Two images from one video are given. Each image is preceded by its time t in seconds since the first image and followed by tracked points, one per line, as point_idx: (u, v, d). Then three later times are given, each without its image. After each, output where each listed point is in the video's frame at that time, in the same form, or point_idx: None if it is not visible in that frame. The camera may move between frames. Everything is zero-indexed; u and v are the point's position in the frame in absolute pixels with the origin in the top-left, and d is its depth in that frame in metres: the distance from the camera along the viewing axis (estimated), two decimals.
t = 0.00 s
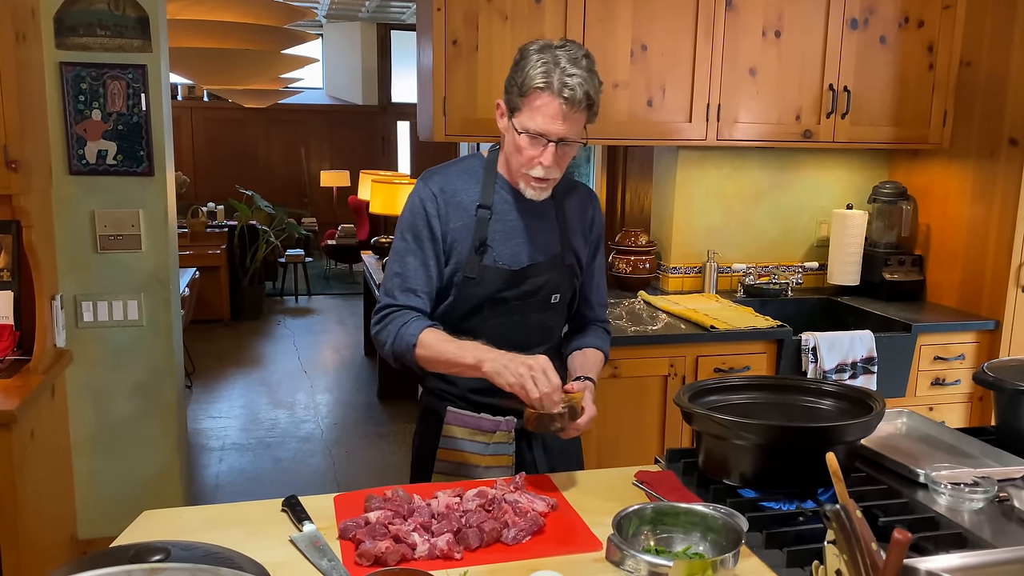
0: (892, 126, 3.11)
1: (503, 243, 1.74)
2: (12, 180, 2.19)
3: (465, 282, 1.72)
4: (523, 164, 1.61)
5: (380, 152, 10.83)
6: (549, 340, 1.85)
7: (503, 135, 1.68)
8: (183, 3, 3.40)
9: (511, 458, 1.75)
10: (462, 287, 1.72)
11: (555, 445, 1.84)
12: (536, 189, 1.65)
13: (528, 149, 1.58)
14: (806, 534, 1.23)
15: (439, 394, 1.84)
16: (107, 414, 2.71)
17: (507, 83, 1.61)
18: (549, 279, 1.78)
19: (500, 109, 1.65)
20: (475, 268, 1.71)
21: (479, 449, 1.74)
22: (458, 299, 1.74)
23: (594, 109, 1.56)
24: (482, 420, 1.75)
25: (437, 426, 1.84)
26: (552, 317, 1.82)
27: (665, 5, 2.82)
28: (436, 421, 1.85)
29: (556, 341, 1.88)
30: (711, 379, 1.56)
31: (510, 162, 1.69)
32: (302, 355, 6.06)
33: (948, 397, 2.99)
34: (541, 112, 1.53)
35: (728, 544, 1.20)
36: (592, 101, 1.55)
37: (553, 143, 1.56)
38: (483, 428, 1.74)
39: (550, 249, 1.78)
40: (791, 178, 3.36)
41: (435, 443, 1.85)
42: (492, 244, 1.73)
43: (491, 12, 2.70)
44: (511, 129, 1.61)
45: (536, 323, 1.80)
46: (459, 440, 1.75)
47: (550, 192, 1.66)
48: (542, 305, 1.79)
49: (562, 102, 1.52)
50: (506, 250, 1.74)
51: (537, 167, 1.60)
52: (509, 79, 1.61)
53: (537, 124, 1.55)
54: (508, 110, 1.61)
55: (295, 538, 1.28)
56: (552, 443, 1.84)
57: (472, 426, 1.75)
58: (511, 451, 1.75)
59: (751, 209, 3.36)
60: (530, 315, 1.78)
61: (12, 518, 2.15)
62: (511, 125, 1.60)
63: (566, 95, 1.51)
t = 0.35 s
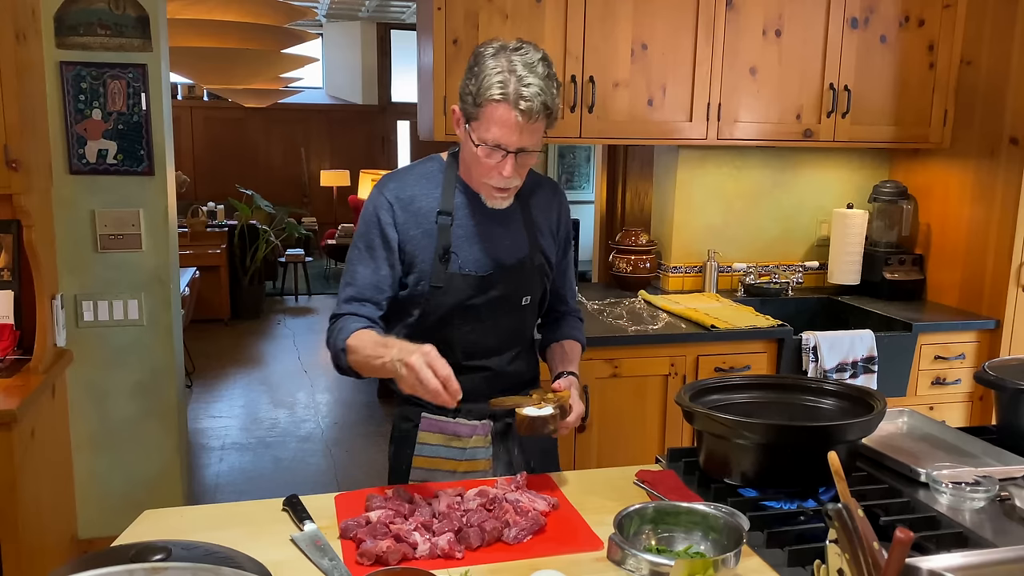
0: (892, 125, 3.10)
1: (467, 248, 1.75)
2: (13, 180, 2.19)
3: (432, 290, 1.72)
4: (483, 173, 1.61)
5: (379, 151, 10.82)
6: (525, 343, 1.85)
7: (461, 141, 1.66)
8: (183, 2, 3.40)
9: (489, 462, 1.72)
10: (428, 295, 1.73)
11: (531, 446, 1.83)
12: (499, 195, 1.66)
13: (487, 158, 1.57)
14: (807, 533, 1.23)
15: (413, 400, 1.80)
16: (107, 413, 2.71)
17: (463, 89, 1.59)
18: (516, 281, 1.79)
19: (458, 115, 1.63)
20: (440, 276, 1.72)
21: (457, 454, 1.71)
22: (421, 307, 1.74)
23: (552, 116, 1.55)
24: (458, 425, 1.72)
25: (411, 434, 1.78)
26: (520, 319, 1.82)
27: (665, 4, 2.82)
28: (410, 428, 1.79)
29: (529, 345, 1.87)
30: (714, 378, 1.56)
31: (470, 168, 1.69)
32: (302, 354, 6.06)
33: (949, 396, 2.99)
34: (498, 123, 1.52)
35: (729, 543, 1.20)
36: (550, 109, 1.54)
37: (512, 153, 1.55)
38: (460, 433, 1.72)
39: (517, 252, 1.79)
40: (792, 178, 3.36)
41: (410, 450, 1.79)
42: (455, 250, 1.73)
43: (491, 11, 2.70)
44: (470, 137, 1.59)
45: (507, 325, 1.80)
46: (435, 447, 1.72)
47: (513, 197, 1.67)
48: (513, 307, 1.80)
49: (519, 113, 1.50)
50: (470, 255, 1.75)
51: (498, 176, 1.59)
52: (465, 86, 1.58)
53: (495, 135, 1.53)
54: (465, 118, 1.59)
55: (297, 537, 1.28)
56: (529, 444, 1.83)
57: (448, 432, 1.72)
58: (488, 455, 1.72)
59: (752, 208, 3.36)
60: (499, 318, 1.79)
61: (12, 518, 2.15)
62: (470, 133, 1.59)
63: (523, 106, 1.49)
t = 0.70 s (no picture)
0: (892, 124, 3.10)
1: (449, 249, 1.75)
2: (13, 179, 2.19)
3: (413, 292, 1.72)
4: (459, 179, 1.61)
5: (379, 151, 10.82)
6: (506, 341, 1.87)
7: (436, 146, 1.66)
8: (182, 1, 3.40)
9: (466, 465, 1.78)
10: (410, 298, 1.73)
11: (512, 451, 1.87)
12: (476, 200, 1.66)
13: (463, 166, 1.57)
14: (808, 533, 1.23)
15: (389, 404, 1.81)
16: (106, 413, 2.71)
17: (437, 95, 1.58)
18: (496, 281, 1.80)
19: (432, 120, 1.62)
20: (421, 279, 1.72)
21: (434, 457, 1.76)
22: (407, 311, 1.74)
23: (527, 122, 1.54)
24: (435, 429, 1.76)
25: (389, 438, 1.79)
26: (503, 318, 1.84)
27: (666, 3, 2.82)
28: (387, 432, 1.79)
29: (511, 343, 1.89)
30: (714, 377, 1.56)
31: (447, 171, 1.69)
32: (302, 354, 6.07)
33: (949, 396, 2.99)
34: (472, 131, 1.51)
35: (729, 543, 1.20)
36: (525, 116, 1.53)
37: (487, 161, 1.55)
38: (437, 437, 1.76)
39: (497, 253, 1.80)
40: (792, 177, 3.36)
41: (386, 455, 1.78)
42: (436, 252, 1.73)
43: (491, 11, 2.70)
44: (445, 144, 1.59)
45: (487, 324, 1.82)
46: (411, 450, 1.76)
47: (490, 201, 1.67)
48: (493, 307, 1.81)
49: (493, 122, 1.50)
50: (452, 257, 1.75)
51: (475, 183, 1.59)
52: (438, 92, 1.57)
53: (470, 143, 1.53)
54: (439, 124, 1.59)
55: (297, 536, 1.28)
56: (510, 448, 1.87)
57: (425, 435, 1.76)
58: (466, 459, 1.78)
59: (752, 208, 3.36)
60: (481, 317, 1.80)
61: (12, 518, 2.15)
62: (445, 139, 1.58)
63: (496, 115, 1.49)
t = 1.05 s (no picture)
0: (892, 124, 3.10)
1: (449, 250, 1.75)
2: (12, 179, 2.19)
3: (413, 294, 1.72)
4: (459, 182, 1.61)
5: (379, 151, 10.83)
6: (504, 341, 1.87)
7: (435, 148, 1.66)
8: (182, 1, 3.40)
9: (467, 464, 1.79)
10: (409, 299, 1.73)
11: (510, 452, 1.89)
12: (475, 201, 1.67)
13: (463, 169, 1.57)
14: (808, 533, 1.23)
15: (390, 404, 1.81)
16: (106, 413, 2.71)
17: (435, 98, 1.57)
18: (495, 281, 1.81)
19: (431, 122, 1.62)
20: (421, 280, 1.72)
21: (435, 458, 1.77)
22: (407, 312, 1.74)
23: (527, 124, 1.54)
24: (435, 428, 1.77)
25: (389, 438, 1.78)
26: (501, 316, 1.85)
27: (666, 2, 2.82)
28: (387, 433, 1.79)
29: (508, 342, 1.90)
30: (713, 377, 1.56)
31: (446, 173, 1.69)
32: (302, 354, 6.07)
33: (948, 395, 2.99)
34: (473, 134, 1.51)
35: (728, 543, 1.20)
36: (525, 118, 1.53)
37: (488, 164, 1.55)
38: (438, 437, 1.76)
39: (496, 253, 1.81)
40: (791, 177, 3.36)
41: (387, 456, 1.78)
42: (436, 254, 1.73)
43: (491, 10, 2.70)
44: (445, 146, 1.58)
45: (486, 324, 1.82)
46: (412, 451, 1.76)
47: (488, 202, 1.67)
48: (492, 307, 1.82)
49: (493, 125, 1.50)
50: (452, 258, 1.75)
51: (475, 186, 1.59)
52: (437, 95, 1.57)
53: (470, 146, 1.53)
54: (439, 127, 1.58)
55: (295, 537, 1.28)
56: (507, 449, 1.88)
57: (425, 435, 1.76)
58: (466, 458, 1.78)
59: (752, 208, 3.36)
60: (480, 318, 1.81)
61: (12, 518, 2.15)
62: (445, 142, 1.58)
63: (497, 118, 1.49)
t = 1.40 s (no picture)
0: (892, 124, 3.10)
1: (457, 247, 1.75)
2: (12, 179, 2.19)
3: (421, 291, 1.72)
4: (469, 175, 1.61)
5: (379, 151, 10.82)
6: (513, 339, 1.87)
7: (445, 144, 1.67)
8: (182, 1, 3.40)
9: (473, 462, 1.77)
10: (418, 296, 1.73)
11: (518, 449, 1.88)
12: (485, 197, 1.66)
13: (473, 162, 1.58)
14: (808, 532, 1.23)
15: (396, 401, 1.81)
16: (106, 412, 2.71)
17: (446, 93, 1.59)
18: (502, 279, 1.80)
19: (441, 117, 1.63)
20: (429, 278, 1.72)
21: (442, 455, 1.76)
22: (413, 309, 1.74)
23: (537, 117, 1.55)
24: (442, 425, 1.76)
25: (395, 434, 1.79)
26: (509, 315, 1.84)
27: (666, 1, 2.82)
28: (393, 429, 1.80)
29: (517, 342, 1.90)
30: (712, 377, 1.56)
31: (455, 169, 1.69)
32: (302, 353, 6.07)
33: (948, 395, 2.99)
34: (484, 126, 1.52)
35: (727, 543, 1.20)
36: (535, 110, 1.54)
37: (498, 156, 1.55)
38: (444, 433, 1.76)
39: (504, 250, 1.81)
40: (791, 177, 3.36)
41: (394, 451, 1.79)
42: (444, 250, 1.74)
43: (491, 10, 2.70)
44: (456, 141, 1.59)
45: (495, 323, 1.81)
46: (418, 447, 1.75)
47: (498, 198, 1.67)
48: (500, 305, 1.81)
49: (504, 116, 1.50)
50: (460, 255, 1.75)
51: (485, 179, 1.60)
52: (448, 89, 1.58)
53: (481, 138, 1.53)
54: (449, 122, 1.59)
55: (295, 536, 1.28)
56: (515, 446, 1.87)
57: (432, 432, 1.76)
58: (472, 455, 1.78)
59: (751, 207, 3.36)
60: (488, 317, 1.80)
61: (12, 518, 2.15)
62: (455, 136, 1.59)
63: (507, 109, 1.50)
